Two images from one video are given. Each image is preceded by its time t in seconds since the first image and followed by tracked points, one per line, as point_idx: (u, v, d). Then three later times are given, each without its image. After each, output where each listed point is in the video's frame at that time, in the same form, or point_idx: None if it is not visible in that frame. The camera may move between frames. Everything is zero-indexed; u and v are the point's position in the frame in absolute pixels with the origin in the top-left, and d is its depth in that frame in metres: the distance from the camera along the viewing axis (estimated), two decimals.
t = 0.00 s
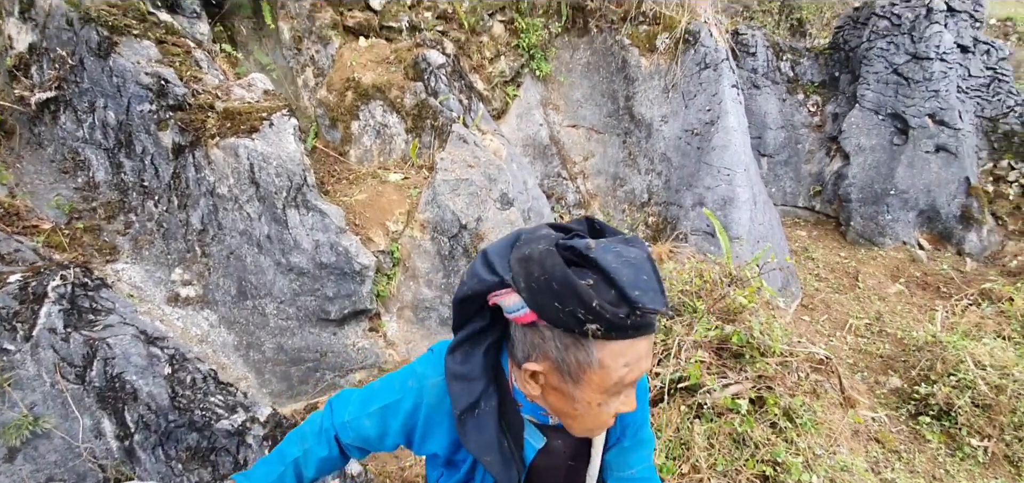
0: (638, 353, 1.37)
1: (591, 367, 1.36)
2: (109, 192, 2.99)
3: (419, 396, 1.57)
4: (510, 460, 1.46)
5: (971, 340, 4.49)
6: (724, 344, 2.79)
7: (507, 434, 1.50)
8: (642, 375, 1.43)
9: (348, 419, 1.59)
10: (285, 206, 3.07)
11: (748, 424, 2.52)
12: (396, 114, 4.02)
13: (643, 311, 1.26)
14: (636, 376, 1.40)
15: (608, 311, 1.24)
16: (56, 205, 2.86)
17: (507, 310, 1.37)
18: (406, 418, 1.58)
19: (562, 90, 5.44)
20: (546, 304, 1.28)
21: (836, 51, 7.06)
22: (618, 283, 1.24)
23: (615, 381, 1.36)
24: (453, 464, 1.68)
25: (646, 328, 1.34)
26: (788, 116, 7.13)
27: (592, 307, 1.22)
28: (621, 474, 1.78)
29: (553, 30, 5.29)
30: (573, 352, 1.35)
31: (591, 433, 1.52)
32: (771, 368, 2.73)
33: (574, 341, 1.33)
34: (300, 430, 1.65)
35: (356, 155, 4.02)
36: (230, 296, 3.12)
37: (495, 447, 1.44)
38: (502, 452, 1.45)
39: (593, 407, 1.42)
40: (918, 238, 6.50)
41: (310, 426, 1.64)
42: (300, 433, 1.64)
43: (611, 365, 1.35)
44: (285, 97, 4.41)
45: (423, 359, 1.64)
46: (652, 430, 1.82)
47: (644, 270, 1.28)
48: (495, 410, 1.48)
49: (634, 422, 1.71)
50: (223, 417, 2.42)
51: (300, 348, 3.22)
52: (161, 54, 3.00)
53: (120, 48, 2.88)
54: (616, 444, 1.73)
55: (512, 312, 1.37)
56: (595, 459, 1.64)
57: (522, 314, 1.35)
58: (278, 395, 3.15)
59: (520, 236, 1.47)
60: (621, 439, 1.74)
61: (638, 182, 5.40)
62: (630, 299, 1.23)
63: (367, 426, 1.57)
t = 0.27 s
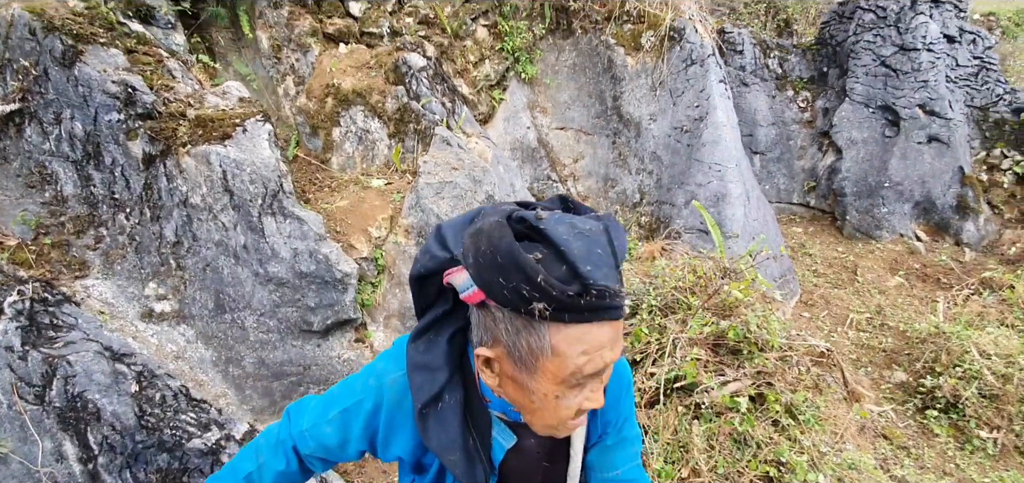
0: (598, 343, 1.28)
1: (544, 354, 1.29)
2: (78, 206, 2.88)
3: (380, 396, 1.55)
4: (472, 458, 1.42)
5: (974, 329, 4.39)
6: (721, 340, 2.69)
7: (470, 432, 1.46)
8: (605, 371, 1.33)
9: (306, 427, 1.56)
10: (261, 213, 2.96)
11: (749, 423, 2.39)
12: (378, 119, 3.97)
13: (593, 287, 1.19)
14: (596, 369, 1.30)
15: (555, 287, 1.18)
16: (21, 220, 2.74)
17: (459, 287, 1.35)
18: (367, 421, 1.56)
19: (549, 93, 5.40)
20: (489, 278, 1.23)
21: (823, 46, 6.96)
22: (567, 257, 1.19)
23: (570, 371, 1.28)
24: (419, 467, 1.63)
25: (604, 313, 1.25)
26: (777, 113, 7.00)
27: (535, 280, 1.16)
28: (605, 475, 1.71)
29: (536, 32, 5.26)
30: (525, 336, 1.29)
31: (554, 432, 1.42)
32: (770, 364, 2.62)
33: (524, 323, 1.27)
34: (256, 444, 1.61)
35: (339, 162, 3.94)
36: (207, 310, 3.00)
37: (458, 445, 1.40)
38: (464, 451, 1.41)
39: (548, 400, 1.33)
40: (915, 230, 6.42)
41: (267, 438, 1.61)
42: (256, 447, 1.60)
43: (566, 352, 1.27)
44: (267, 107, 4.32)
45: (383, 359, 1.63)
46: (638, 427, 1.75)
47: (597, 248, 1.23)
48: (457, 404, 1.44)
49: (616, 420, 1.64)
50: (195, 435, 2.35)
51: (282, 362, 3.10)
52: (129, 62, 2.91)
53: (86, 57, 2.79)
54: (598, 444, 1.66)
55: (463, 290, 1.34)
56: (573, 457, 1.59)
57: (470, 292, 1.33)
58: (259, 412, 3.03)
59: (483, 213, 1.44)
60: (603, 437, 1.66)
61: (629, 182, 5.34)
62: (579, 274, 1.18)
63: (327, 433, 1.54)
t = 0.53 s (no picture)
0: (566, 314, 1.23)
1: (509, 320, 1.26)
2: (60, 221, 2.82)
3: (362, 380, 1.53)
4: (451, 425, 1.44)
5: (980, 310, 4.33)
6: (722, 328, 2.62)
7: (452, 407, 1.47)
8: (575, 347, 1.27)
9: (286, 421, 1.53)
10: (248, 221, 2.92)
11: (755, 413, 2.33)
12: (366, 123, 3.93)
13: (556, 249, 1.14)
14: (563, 343, 1.24)
15: (513, 244, 1.14)
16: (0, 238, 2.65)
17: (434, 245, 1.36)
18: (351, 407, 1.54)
19: (539, 92, 5.35)
20: (452, 233, 1.22)
21: (813, 36, 6.93)
22: (531, 216, 1.15)
23: (533, 340, 1.24)
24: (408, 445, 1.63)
25: (573, 281, 1.20)
26: (771, 105, 6.95)
27: (492, 235, 1.14)
28: (603, 461, 1.65)
29: (524, 31, 5.20)
30: (492, 300, 1.27)
31: (524, 407, 1.39)
32: (774, 351, 2.54)
33: (491, 284, 1.26)
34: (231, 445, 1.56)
35: (328, 169, 3.90)
36: (197, 323, 2.94)
37: (439, 415, 1.41)
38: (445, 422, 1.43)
39: (514, 370, 1.30)
40: (915, 216, 6.36)
41: (244, 437, 1.56)
42: (232, 448, 1.55)
43: (529, 319, 1.23)
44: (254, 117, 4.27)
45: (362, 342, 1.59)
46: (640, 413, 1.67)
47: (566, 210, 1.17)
48: (442, 373, 1.44)
49: (613, 404, 1.58)
50: (182, 450, 2.29)
51: (276, 372, 3.04)
52: (107, 72, 2.88)
53: (62, 69, 2.74)
54: (595, 428, 1.60)
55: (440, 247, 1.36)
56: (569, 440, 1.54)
57: (442, 250, 1.33)
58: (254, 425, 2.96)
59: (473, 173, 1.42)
60: (599, 421, 1.60)
61: (625, 179, 5.29)
62: (539, 232, 1.14)
63: (311, 423, 1.52)
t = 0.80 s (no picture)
0: (546, 317, 1.25)
1: (492, 318, 1.29)
2: (67, 247, 2.86)
3: (371, 383, 1.57)
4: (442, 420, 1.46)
5: (981, 316, 4.33)
6: (721, 340, 2.61)
7: (447, 403, 1.49)
8: (555, 350, 1.29)
9: (305, 431, 1.58)
10: (250, 242, 2.97)
11: (755, 424, 2.31)
12: (366, 144, 4.01)
13: (535, 253, 1.16)
14: (542, 345, 1.26)
15: (495, 245, 1.18)
16: (8, 264, 2.70)
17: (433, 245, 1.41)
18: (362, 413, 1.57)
19: (537, 109, 5.42)
20: (447, 233, 1.29)
21: (806, 47, 7.01)
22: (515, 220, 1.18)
23: (513, 339, 1.26)
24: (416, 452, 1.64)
25: (553, 286, 1.23)
26: (768, 116, 7.06)
27: (476, 235, 1.18)
28: (599, 469, 1.66)
29: (521, 50, 5.29)
30: (477, 298, 1.31)
31: (507, 406, 1.41)
32: (773, 361, 2.53)
33: (477, 283, 1.29)
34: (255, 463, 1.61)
35: (329, 189, 3.96)
36: (201, 345, 2.96)
37: (434, 406, 1.43)
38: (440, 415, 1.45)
39: (494, 369, 1.33)
40: (915, 223, 6.37)
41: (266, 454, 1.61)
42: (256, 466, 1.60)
43: (510, 318, 1.26)
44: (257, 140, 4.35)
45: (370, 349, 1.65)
46: (637, 421, 1.67)
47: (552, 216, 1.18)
48: (440, 367, 1.47)
49: (608, 412, 1.58)
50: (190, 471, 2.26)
51: (279, 393, 3.06)
52: (113, 101, 2.96)
53: (70, 98, 2.82)
54: (590, 435, 1.62)
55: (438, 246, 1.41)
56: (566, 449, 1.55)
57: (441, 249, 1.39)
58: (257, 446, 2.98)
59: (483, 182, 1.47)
60: (595, 430, 1.61)
61: (623, 192, 5.32)
62: (518, 236, 1.15)
63: (327, 431, 1.56)
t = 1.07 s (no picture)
0: (513, 330, 1.34)
1: (467, 332, 1.39)
2: (83, 270, 2.96)
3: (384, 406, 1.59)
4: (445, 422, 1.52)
5: (983, 317, 4.35)
6: (720, 345, 2.67)
7: (448, 406, 1.55)
8: (526, 360, 1.37)
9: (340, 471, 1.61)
10: (260, 262, 3.07)
11: (755, 427, 2.35)
12: (370, 164, 4.12)
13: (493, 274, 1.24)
14: (512, 356, 1.35)
15: (459, 267, 1.27)
16: (29, 288, 2.83)
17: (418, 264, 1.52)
18: (382, 439, 1.59)
19: (537, 125, 5.55)
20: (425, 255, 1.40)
21: (801, 57, 7.10)
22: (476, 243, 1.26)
23: (484, 351, 1.36)
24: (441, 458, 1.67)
25: (517, 301, 1.31)
26: (765, 125, 7.13)
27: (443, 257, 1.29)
28: (594, 465, 1.69)
29: (519, 69, 5.46)
30: (453, 313, 1.41)
31: (492, 411, 1.50)
32: (771, 365, 2.57)
33: (452, 299, 1.39)
34: None
35: (335, 208, 4.07)
36: (213, 363, 3.04)
37: (435, 408, 1.48)
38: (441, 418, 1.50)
39: (473, 379, 1.42)
40: (916, 227, 6.41)
41: None
42: None
43: (481, 332, 1.35)
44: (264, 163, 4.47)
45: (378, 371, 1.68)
46: (628, 417, 1.73)
47: (509, 238, 1.24)
48: (438, 372, 1.54)
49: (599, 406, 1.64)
50: None
51: (289, 409, 3.13)
52: (128, 129, 3.08)
53: (86, 128, 2.93)
54: (583, 431, 1.67)
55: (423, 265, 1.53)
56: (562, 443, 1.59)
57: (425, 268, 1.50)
58: (269, 461, 3.05)
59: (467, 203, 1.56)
60: (588, 426, 1.66)
61: (624, 204, 5.38)
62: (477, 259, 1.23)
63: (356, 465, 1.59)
